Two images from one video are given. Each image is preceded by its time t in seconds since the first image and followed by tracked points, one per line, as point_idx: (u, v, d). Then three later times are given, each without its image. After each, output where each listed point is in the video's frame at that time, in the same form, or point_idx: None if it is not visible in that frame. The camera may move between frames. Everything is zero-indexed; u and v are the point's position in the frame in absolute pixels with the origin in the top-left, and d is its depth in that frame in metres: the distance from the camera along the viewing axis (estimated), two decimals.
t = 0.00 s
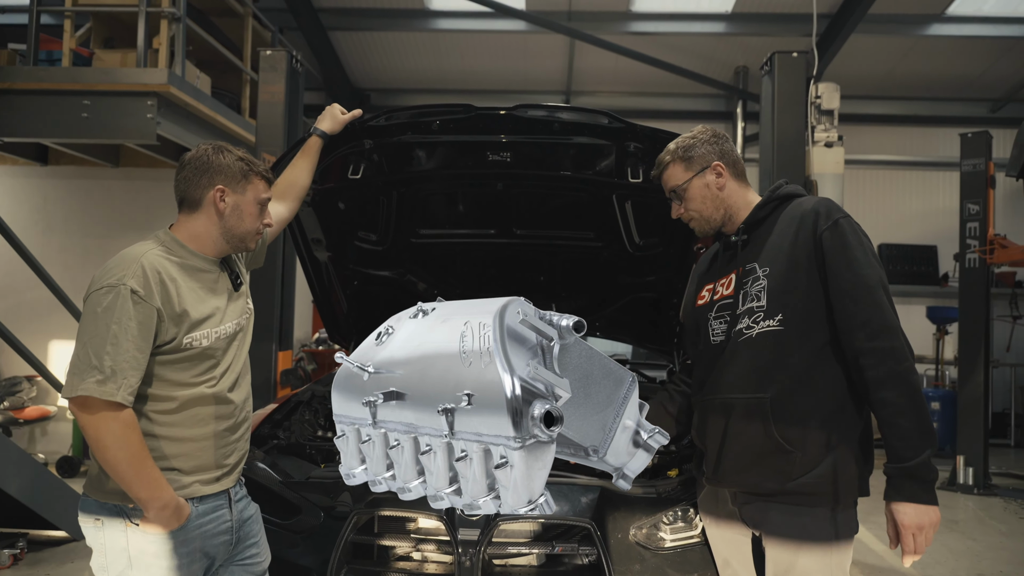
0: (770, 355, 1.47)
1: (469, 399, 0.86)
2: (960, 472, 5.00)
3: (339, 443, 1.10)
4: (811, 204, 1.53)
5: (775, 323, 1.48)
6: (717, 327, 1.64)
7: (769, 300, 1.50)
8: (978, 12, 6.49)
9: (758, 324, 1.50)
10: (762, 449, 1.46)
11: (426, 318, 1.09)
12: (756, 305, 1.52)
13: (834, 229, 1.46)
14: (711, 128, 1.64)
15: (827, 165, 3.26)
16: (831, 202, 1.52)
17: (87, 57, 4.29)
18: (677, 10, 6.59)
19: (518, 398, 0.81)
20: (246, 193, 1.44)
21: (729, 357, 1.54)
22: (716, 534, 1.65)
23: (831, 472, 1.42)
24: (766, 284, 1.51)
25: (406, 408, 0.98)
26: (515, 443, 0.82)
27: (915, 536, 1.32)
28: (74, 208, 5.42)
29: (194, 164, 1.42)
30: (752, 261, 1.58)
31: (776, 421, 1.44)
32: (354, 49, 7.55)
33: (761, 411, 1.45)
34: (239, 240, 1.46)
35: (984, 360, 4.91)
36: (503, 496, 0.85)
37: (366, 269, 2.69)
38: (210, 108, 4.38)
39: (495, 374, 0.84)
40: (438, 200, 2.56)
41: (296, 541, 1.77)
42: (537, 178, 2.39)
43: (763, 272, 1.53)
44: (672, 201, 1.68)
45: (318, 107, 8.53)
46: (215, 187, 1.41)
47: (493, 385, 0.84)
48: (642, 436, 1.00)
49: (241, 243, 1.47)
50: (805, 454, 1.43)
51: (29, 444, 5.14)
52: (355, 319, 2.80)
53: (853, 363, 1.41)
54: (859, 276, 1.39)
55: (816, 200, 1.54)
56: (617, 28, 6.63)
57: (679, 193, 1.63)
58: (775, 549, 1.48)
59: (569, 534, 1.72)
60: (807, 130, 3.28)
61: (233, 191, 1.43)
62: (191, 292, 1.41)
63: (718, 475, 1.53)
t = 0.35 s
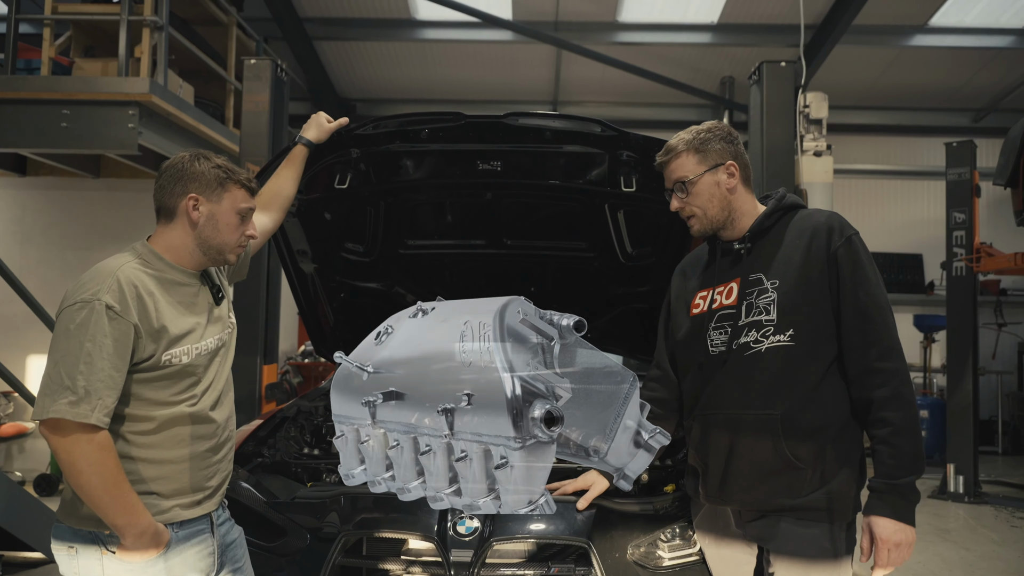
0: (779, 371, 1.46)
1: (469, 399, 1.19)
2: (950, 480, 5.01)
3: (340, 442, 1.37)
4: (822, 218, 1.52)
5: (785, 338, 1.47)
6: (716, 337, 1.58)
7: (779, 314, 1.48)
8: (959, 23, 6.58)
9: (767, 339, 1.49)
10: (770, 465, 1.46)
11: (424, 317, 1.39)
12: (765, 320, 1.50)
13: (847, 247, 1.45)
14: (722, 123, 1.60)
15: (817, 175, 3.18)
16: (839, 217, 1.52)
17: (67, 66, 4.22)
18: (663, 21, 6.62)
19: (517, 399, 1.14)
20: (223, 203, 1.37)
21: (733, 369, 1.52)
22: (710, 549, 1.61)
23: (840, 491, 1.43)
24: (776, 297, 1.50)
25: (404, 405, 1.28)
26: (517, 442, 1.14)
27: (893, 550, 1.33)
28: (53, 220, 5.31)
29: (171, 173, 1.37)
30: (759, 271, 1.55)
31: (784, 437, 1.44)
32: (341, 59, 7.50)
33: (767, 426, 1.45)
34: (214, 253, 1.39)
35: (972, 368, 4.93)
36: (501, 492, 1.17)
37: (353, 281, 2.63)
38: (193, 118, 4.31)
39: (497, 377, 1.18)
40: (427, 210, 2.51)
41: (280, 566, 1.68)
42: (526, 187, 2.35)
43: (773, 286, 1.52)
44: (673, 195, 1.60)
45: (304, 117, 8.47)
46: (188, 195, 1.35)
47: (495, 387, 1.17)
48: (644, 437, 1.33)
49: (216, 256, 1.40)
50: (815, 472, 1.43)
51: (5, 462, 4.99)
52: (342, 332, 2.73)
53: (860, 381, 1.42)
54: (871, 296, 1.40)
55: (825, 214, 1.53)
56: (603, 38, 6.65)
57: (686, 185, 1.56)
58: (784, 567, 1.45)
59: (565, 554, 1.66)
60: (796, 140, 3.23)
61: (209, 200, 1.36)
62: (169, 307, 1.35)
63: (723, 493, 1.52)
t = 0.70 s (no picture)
0: (794, 370, 1.45)
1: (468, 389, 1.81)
2: (956, 477, 4.98)
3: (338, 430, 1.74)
4: (838, 217, 1.52)
5: (801, 338, 1.45)
6: (726, 336, 1.55)
7: (795, 314, 1.47)
8: (960, 18, 6.55)
9: (783, 338, 1.47)
10: (786, 468, 1.43)
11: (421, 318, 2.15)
12: (782, 319, 1.48)
13: (865, 247, 1.45)
14: (737, 118, 1.61)
15: (820, 172, 3.21)
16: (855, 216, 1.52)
17: (64, 68, 4.19)
18: (663, 18, 6.59)
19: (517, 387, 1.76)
20: (209, 202, 1.34)
21: (746, 369, 1.50)
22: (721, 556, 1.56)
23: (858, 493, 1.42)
24: (792, 296, 1.49)
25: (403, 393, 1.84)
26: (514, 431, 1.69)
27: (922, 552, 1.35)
28: (51, 222, 5.28)
29: (155, 176, 1.35)
30: (773, 270, 1.54)
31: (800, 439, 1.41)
32: (339, 60, 7.47)
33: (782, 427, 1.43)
34: (210, 253, 1.37)
35: (977, 364, 4.89)
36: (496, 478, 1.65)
37: (354, 282, 2.61)
38: (191, 120, 4.28)
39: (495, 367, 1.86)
40: (428, 210, 2.48)
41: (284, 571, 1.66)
42: (527, 186, 2.32)
43: (789, 284, 1.50)
44: (685, 187, 1.60)
45: (302, 118, 8.45)
46: (173, 196, 1.33)
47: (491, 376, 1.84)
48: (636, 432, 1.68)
49: (211, 256, 1.37)
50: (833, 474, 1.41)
51: (5, 467, 4.96)
52: (344, 333, 2.70)
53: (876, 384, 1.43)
54: (889, 297, 1.41)
55: (840, 213, 1.53)
56: (603, 37, 6.63)
57: (698, 178, 1.57)
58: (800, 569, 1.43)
59: (573, 558, 1.63)
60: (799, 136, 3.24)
61: (194, 201, 1.33)
62: (169, 311, 1.32)
63: (737, 496, 1.50)
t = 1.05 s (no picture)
0: (797, 373, 1.44)
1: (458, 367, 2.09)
2: (956, 481, 4.97)
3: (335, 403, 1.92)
4: (846, 219, 1.50)
5: (804, 340, 1.44)
6: (726, 336, 1.55)
7: (798, 315, 1.46)
8: (962, 22, 6.55)
9: (784, 340, 1.46)
10: (788, 471, 1.42)
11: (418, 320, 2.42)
12: (784, 320, 1.48)
13: (872, 250, 1.44)
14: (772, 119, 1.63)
15: (822, 174, 3.21)
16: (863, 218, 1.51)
17: (65, 66, 4.17)
18: (665, 20, 6.59)
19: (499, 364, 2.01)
20: (194, 194, 1.33)
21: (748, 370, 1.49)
22: (717, 555, 1.51)
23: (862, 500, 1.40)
24: (795, 297, 1.48)
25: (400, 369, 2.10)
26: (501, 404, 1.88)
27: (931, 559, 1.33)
28: (51, 221, 5.27)
29: (137, 179, 1.34)
30: (774, 269, 1.53)
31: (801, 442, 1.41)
32: (340, 60, 7.46)
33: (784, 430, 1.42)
34: (205, 244, 1.35)
35: (979, 368, 4.88)
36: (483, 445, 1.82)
37: (355, 282, 2.60)
38: (192, 119, 4.27)
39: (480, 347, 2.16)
40: (429, 211, 2.47)
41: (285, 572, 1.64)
42: (529, 187, 2.32)
43: (792, 285, 1.49)
44: (714, 162, 1.58)
45: (303, 118, 8.45)
46: (156, 195, 1.32)
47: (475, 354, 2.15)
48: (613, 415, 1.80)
49: (210, 248, 1.36)
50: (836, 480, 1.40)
51: (4, 466, 4.94)
52: (344, 334, 2.69)
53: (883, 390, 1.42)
54: (893, 301, 1.40)
55: (847, 215, 1.51)
56: (605, 38, 6.63)
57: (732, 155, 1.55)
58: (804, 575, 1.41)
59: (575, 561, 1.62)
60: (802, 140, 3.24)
61: (180, 194, 1.33)
62: (172, 311, 1.31)
63: (738, 502, 1.47)
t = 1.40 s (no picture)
0: (806, 377, 1.43)
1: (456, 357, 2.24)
2: (960, 483, 4.96)
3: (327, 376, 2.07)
4: (861, 224, 1.49)
5: (814, 345, 1.44)
6: (737, 338, 1.52)
7: (809, 319, 1.46)
8: (967, 23, 6.54)
9: (795, 344, 1.45)
10: (794, 478, 1.41)
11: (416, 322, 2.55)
12: (796, 325, 1.47)
13: (887, 255, 1.43)
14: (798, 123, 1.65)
15: (827, 174, 3.21)
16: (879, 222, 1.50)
17: (70, 67, 4.18)
18: (668, 21, 6.59)
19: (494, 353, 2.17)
20: (186, 196, 1.33)
21: (755, 372, 1.48)
22: (724, 557, 1.54)
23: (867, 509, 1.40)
24: (808, 300, 1.47)
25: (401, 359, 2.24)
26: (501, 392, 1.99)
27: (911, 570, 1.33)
28: (56, 221, 5.28)
29: (131, 184, 1.35)
30: (786, 271, 1.52)
31: (809, 446, 1.39)
32: (343, 60, 7.47)
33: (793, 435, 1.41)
34: (205, 243, 1.35)
35: (983, 370, 4.87)
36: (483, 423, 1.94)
37: (359, 283, 2.60)
38: (196, 120, 4.27)
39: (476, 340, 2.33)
40: (433, 211, 2.47)
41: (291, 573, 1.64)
42: (534, 187, 2.32)
43: (805, 288, 1.49)
44: (751, 152, 1.55)
45: (306, 119, 8.47)
46: (151, 200, 1.33)
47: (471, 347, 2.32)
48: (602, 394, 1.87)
49: (210, 249, 1.36)
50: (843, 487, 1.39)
51: (8, 466, 4.94)
52: (349, 334, 2.70)
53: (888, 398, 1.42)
54: (906, 308, 1.39)
55: (862, 219, 1.50)
56: (608, 39, 6.62)
57: (769, 150, 1.54)
58: None
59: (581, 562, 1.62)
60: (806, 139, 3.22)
61: (173, 198, 1.33)
62: (178, 312, 1.31)
63: (743, 507, 1.46)
